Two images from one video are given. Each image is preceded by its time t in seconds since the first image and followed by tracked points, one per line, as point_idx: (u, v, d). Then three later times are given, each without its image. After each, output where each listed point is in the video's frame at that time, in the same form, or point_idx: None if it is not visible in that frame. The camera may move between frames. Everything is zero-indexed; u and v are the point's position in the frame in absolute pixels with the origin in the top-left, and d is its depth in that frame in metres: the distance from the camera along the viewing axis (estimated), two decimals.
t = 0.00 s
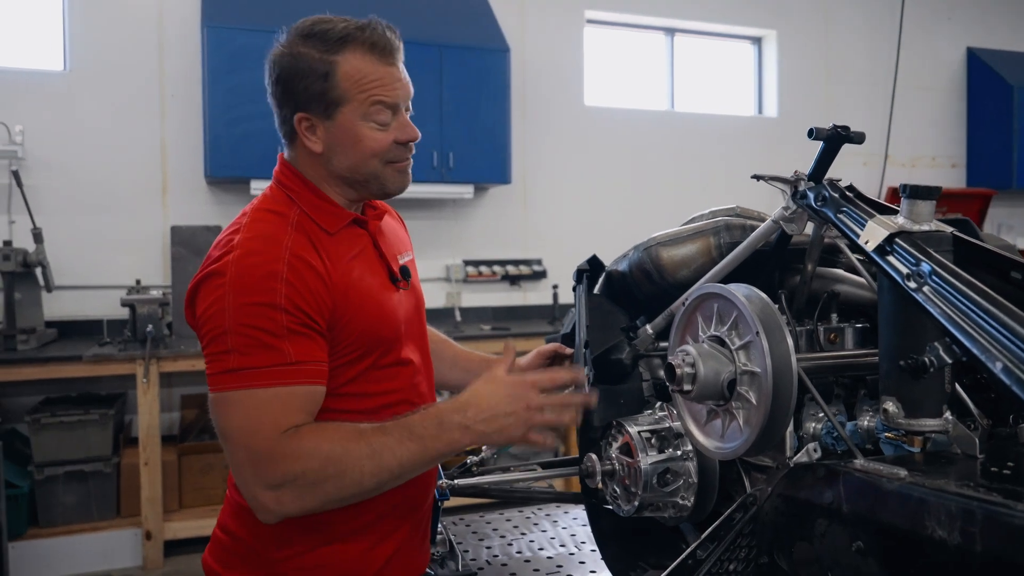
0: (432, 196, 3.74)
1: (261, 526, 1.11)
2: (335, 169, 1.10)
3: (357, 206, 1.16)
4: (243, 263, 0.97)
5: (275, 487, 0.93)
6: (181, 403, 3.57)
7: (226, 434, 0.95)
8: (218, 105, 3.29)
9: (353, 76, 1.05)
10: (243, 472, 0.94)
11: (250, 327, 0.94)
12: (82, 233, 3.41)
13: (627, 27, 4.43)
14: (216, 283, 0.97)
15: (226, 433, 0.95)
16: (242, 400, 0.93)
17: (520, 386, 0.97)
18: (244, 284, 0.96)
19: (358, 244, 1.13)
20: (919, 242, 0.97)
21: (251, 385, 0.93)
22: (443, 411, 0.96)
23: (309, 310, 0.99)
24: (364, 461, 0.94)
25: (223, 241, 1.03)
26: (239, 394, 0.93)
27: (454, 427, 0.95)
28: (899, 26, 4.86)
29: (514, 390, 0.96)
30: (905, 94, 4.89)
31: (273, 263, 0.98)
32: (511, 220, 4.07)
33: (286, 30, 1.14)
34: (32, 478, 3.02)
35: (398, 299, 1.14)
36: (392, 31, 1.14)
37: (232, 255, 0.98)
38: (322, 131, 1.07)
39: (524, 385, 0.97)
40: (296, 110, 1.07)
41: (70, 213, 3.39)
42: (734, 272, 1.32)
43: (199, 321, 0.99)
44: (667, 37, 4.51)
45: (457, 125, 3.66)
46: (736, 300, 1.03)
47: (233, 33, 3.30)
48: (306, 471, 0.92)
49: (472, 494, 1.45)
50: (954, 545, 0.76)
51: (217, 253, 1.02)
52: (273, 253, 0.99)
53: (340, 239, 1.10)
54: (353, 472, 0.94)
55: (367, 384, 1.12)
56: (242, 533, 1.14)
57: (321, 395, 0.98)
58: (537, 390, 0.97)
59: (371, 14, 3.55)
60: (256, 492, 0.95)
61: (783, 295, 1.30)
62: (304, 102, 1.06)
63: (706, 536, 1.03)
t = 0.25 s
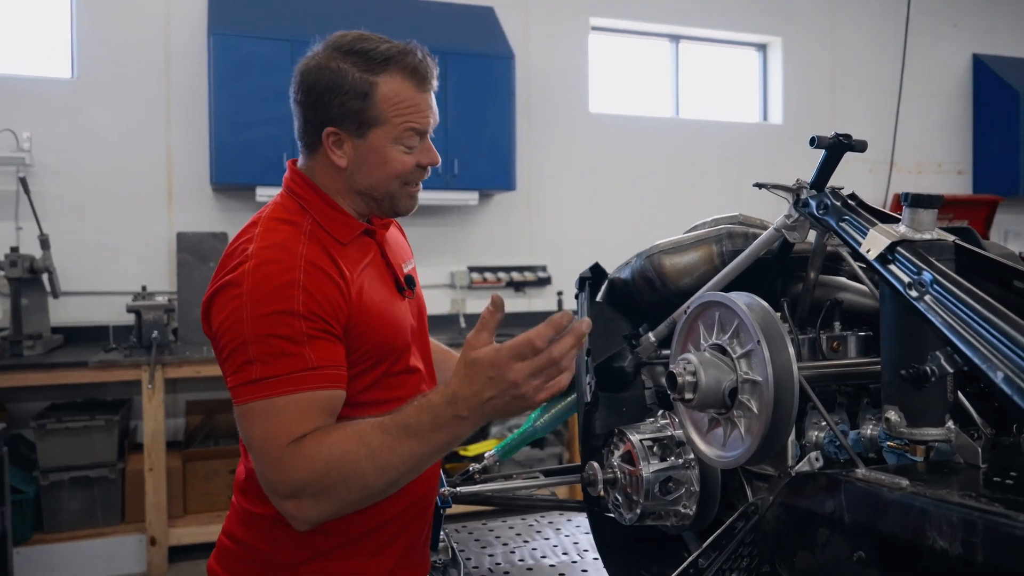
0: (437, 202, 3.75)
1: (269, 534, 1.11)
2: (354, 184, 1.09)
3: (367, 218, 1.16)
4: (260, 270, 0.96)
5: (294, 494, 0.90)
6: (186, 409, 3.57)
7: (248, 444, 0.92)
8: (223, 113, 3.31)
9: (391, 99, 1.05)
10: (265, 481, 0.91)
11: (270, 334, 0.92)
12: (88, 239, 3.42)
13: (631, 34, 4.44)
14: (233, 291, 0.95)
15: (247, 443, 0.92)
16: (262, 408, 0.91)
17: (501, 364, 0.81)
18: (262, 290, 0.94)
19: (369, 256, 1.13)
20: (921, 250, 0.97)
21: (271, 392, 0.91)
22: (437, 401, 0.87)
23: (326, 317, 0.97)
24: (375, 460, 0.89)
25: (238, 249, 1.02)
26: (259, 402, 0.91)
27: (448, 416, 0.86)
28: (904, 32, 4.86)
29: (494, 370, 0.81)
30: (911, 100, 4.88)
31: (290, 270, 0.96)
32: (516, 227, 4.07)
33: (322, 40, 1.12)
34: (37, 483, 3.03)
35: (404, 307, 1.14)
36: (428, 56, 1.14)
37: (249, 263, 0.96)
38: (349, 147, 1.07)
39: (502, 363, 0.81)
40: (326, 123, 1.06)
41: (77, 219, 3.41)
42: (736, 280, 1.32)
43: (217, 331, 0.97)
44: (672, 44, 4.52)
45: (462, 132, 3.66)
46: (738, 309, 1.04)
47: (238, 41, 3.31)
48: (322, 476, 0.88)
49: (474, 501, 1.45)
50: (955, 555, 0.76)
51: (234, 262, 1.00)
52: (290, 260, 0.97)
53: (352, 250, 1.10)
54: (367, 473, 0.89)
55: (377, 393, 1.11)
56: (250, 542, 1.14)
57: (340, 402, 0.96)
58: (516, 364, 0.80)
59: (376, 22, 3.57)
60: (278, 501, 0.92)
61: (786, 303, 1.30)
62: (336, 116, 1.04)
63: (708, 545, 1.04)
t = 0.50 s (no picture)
0: (441, 208, 3.76)
1: (274, 539, 1.12)
2: (364, 190, 1.10)
3: (377, 227, 1.16)
4: (273, 280, 0.95)
5: (295, 506, 0.91)
6: (190, 414, 3.58)
7: (252, 452, 0.93)
8: (228, 119, 3.32)
9: (407, 107, 1.05)
10: (267, 490, 0.92)
11: (281, 344, 0.92)
12: (94, 245, 3.44)
13: (634, 39, 4.45)
14: (246, 299, 0.95)
15: (251, 451, 0.93)
16: (269, 419, 0.91)
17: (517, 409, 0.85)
18: (274, 302, 0.94)
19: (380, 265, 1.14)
20: (924, 256, 0.97)
21: (279, 403, 0.91)
22: (446, 432, 0.89)
23: (337, 330, 0.97)
24: (375, 479, 0.90)
25: (251, 257, 1.01)
26: (266, 412, 0.91)
27: (457, 449, 0.88)
28: (907, 37, 4.87)
29: (509, 415, 0.85)
30: (915, 105, 4.88)
31: (303, 282, 0.96)
32: (520, 231, 4.08)
33: (347, 48, 1.14)
34: (42, 488, 3.03)
35: (413, 317, 1.15)
36: (448, 71, 1.16)
37: (262, 272, 0.96)
38: (362, 152, 1.07)
39: (519, 412, 0.85)
40: (341, 127, 1.07)
41: (83, 225, 3.42)
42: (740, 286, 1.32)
43: (227, 336, 0.97)
44: (675, 49, 4.53)
45: (466, 137, 3.67)
46: (742, 315, 1.04)
47: (243, 47, 3.33)
48: (323, 491, 0.89)
49: (478, 506, 1.46)
50: (959, 561, 0.76)
51: (247, 268, 1.00)
52: (303, 273, 0.97)
53: (364, 259, 1.10)
54: (366, 492, 0.89)
55: (384, 402, 1.12)
56: (254, 545, 1.14)
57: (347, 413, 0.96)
58: (534, 414, 0.86)
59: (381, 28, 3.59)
60: (279, 511, 0.93)
61: (790, 308, 1.31)
62: (351, 120, 1.05)
63: (713, 550, 1.06)
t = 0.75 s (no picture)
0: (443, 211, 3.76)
1: (285, 539, 1.12)
2: (372, 192, 1.10)
3: (385, 231, 1.17)
4: (288, 283, 0.95)
5: (308, 507, 0.92)
6: (193, 418, 3.59)
7: (266, 454, 0.93)
8: (232, 123, 3.33)
9: (417, 110, 1.06)
10: (281, 491, 0.92)
11: (295, 348, 0.93)
12: (97, 249, 3.45)
13: (636, 42, 4.46)
14: (261, 302, 0.95)
15: (265, 452, 0.93)
16: (283, 422, 0.92)
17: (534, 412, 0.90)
18: (290, 305, 0.94)
19: (391, 268, 1.15)
20: (928, 257, 0.98)
21: (293, 406, 0.92)
22: (463, 435, 0.92)
23: (350, 333, 0.97)
24: (390, 481, 0.91)
25: (264, 260, 1.01)
26: (281, 415, 0.92)
27: (474, 451, 0.91)
28: (908, 39, 4.88)
29: (526, 417, 0.90)
30: (916, 107, 4.89)
31: (318, 285, 0.96)
32: (521, 234, 4.09)
33: (362, 52, 1.15)
34: (46, 491, 3.04)
35: (422, 319, 1.16)
36: (460, 77, 1.16)
37: (277, 275, 0.96)
38: (371, 153, 1.08)
39: (537, 412, 0.90)
40: (351, 127, 1.08)
41: (86, 229, 3.43)
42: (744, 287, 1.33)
43: (241, 337, 0.97)
44: (677, 52, 4.54)
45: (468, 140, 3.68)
46: (747, 316, 1.04)
47: (247, 51, 3.34)
48: (338, 492, 0.89)
49: (484, 508, 1.46)
50: (965, 560, 0.77)
51: (261, 271, 1.00)
52: (318, 276, 0.97)
53: (376, 262, 1.11)
54: (382, 494, 0.91)
55: (393, 404, 1.12)
56: (263, 545, 1.15)
57: (359, 416, 0.97)
58: (552, 416, 0.90)
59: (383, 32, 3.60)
60: (292, 511, 0.94)
61: (794, 310, 1.31)
62: (361, 121, 1.06)
63: (717, 551, 1.03)
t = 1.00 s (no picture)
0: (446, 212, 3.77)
1: (297, 539, 1.13)
2: (384, 194, 1.11)
3: (396, 233, 1.18)
4: (304, 286, 0.96)
5: (323, 507, 0.93)
6: (198, 419, 3.59)
7: (281, 454, 0.94)
8: (235, 124, 3.34)
9: (431, 113, 1.07)
10: (295, 491, 0.93)
11: (311, 350, 0.93)
12: (102, 250, 3.46)
13: (637, 43, 4.47)
14: (277, 303, 0.95)
15: (280, 453, 0.94)
16: (298, 423, 0.92)
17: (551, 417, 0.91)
18: (306, 307, 0.94)
19: (403, 271, 1.16)
20: (935, 258, 0.99)
21: (308, 407, 0.92)
22: (479, 439, 0.93)
23: (365, 335, 0.98)
24: (405, 482, 0.93)
25: (280, 261, 1.02)
26: (297, 416, 0.92)
27: (491, 455, 0.93)
28: (910, 39, 4.88)
29: (544, 422, 0.91)
30: (917, 107, 4.89)
31: (334, 288, 0.97)
32: (524, 235, 4.09)
33: (377, 55, 1.16)
34: (52, 493, 3.05)
35: (433, 322, 1.17)
36: (474, 81, 1.17)
37: (293, 277, 0.97)
38: (384, 156, 1.09)
39: (554, 418, 0.91)
40: (365, 129, 1.09)
41: (90, 230, 3.44)
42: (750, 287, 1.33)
43: (256, 338, 0.97)
44: (678, 53, 4.55)
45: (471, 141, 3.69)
46: (755, 316, 1.05)
47: (250, 53, 3.35)
48: (353, 492, 0.91)
49: (492, 508, 1.47)
50: (974, 557, 0.77)
51: (276, 272, 1.00)
52: (334, 279, 0.98)
53: (389, 264, 1.12)
54: (397, 495, 0.92)
55: (405, 406, 1.13)
56: (276, 544, 1.16)
57: (373, 417, 0.98)
58: (569, 422, 0.92)
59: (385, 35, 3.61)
60: (306, 511, 0.95)
61: (800, 309, 1.32)
62: (375, 123, 1.07)
63: (726, 549, 1.05)
